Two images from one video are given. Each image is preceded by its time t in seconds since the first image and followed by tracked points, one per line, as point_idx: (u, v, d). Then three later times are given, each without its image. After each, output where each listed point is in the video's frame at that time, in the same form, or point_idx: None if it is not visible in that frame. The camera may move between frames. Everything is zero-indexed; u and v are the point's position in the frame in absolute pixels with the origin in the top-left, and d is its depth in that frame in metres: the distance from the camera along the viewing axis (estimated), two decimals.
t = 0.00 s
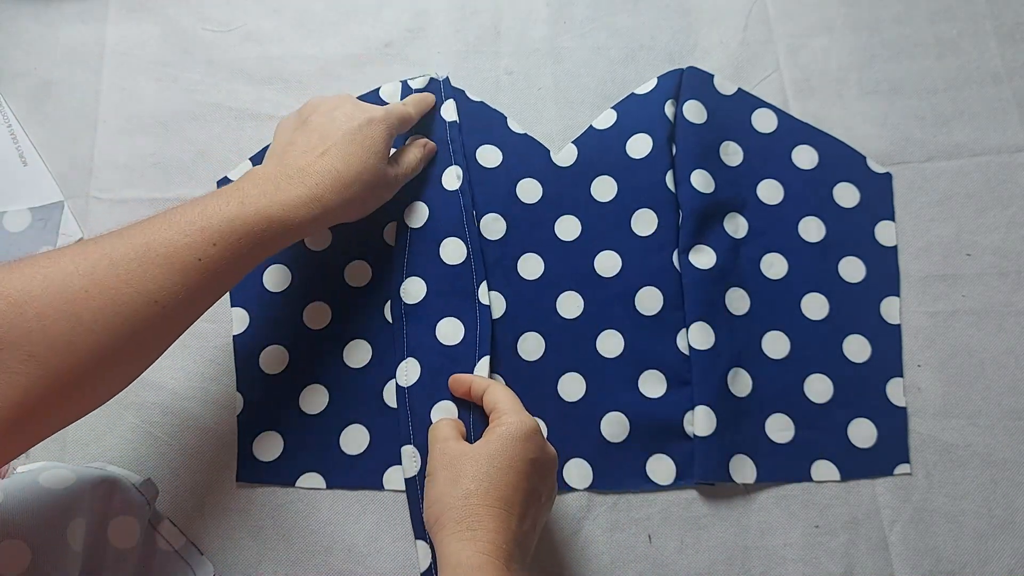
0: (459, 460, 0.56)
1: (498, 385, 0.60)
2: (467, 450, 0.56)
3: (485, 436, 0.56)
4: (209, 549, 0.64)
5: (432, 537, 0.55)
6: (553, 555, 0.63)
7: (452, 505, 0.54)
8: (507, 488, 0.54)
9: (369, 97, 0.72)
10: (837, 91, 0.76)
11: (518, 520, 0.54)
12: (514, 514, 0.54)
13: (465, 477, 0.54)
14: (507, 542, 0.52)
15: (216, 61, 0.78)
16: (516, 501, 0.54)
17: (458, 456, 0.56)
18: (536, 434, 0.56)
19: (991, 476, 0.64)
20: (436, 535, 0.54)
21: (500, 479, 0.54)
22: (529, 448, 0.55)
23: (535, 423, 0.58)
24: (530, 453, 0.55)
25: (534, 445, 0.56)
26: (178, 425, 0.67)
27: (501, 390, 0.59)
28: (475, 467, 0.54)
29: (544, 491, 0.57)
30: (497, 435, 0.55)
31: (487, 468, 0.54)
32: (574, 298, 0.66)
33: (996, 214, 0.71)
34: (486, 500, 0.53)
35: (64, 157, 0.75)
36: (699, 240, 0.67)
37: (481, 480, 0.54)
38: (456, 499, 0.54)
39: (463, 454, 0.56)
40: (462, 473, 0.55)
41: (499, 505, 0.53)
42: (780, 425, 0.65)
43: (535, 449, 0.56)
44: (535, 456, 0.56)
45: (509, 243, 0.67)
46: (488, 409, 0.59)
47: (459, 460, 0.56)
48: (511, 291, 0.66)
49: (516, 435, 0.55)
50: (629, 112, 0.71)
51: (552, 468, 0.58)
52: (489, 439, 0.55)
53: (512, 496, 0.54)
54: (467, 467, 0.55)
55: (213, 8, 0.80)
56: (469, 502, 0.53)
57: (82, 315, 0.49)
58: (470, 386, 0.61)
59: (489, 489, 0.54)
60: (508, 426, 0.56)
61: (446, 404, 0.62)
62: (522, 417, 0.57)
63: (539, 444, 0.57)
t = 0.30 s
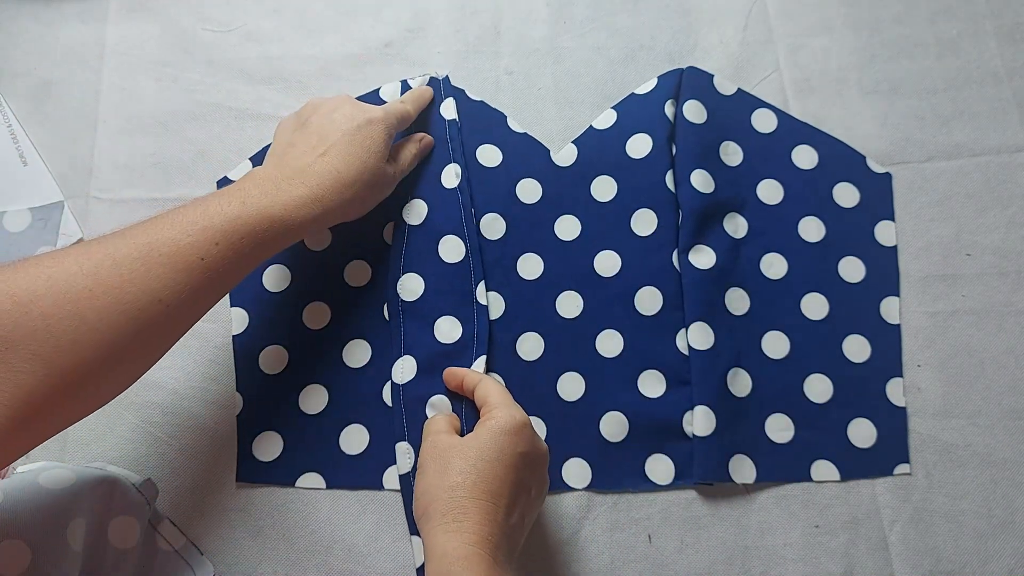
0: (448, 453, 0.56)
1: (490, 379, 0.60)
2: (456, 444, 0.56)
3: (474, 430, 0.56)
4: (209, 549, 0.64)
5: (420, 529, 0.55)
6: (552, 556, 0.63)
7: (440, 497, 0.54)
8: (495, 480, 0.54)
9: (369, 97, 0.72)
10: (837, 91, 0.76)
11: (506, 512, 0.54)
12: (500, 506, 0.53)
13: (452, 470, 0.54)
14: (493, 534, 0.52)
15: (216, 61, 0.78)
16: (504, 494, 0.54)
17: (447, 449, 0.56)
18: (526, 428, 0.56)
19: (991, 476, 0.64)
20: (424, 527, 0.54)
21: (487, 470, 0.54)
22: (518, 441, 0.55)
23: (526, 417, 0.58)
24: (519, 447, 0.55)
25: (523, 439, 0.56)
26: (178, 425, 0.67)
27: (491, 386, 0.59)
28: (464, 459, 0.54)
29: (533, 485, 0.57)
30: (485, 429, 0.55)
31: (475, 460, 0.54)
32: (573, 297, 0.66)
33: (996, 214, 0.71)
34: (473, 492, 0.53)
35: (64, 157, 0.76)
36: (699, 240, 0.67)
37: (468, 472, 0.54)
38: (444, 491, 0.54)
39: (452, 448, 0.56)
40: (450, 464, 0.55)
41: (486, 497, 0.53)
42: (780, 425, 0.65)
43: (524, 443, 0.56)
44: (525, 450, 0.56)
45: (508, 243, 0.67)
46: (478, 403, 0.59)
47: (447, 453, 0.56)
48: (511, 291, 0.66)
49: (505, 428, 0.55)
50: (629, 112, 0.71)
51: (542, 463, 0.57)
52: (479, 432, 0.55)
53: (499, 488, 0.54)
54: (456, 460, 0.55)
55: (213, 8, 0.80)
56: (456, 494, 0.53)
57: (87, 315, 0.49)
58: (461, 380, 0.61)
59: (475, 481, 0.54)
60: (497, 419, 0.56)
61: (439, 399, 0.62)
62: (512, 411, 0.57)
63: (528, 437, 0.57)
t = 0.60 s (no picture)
0: (445, 458, 0.56)
1: (485, 383, 0.60)
2: (452, 448, 0.57)
3: (471, 435, 0.57)
4: (209, 549, 0.64)
5: (418, 533, 0.55)
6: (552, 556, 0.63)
7: (437, 502, 0.54)
8: (494, 484, 0.54)
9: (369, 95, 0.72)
10: (837, 91, 0.76)
11: (503, 516, 0.54)
12: (498, 511, 0.54)
13: (450, 474, 0.55)
14: (491, 538, 0.52)
15: (216, 61, 0.78)
16: (502, 497, 0.54)
17: (444, 454, 0.56)
18: (522, 431, 0.57)
19: (991, 476, 0.64)
20: (422, 531, 0.54)
21: (485, 475, 0.54)
22: (514, 445, 0.56)
23: (522, 421, 0.58)
24: (516, 451, 0.56)
25: (520, 444, 0.56)
26: (179, 424, 0.67)
27: (487, 389, 0.59)
28: (461, 463, 0.55)
29: (531, 489, 0.57)
30: (482, 434, 0.56)
31: (472, 464, 0.55)
32: (573, 297, 0.66)
33: (996, 214, 0.71)
34: (469, 496, 0.53)
35: (64, 157, 0.76)
36: (699, 240, 0.67)
37: (465, 476, 0.54)
38: (442, 495, 0.54)
39: (449, 452, 0.56)
40: (448, 468, 0.55)
41: (484, 502, 0.53)
42: (780, 425, 0.65)
43: (521, 447, 0.56)
44: (522, 454, 0.56)
45: (508, 243, 0.67)
46: (474, 406, 0.60)
47: (444, 458, 0.56)
48: (511, 291, 0.66)
49: (502, 432, 0.56)
50: (628, 112, 0.71)
51: (540, 467, 0.58)
52: (477, 436, 0.56)
53: (497, 492, 0.54)
54: (453, 464, 0.55)
55: (213, 8, 0.80)
56: (453, 498, 0.54)
57: (81, 314, 0.49)
58: (456, 383, 0.61)
59: (472, 486, 0.54)
60: (494, 423, 0.56)
61: (435, 400, 0.62)
62: (509, 415, 0.57)
63: (525, 441, 0.57)
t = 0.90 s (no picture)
0: (446, 462, 0.56)
1: (485, 385, 0.60)
2: (453, 451, 0.56)
3: (472, 438, 0.56)
4: (209, 549, 0.64)
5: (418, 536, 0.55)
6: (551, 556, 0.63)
7: (438, 505, 0.54)
8: (495, 488, 0.54)
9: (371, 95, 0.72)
10: (837, 91, 0.76)
11: (504, 522, 0.54)
12: (498, 516, 0.54)
13: (451, 479, 0.55)
14: (492, 544, 0.52)
15: (216, 61, 0.78)
16: (502, 502, 0.54)
17: (445, 457, 0.56)
18: (524, 436, 0.57)
19: (991, 476, 0.64)
20: (422, 535, 0.54)
21: (486, 480, 0.54)
22: (515, 451, 0.56)
23: (522, 425, 0.58)
24: (517, 456, 0.56)
25: (521, 449, 0.56)
26: (178, 424, 0.67)
27: (487, 393, 0.59)
28: (463, 467, 0.55)
29: (531, 495, 0.57)
30: (484, 438, 0.56)
31: (473, 469, 0.55)
32: (573, 297, 0.66)
33: (996, 214, 0.71)
34: (470, 501, 0.53)
35: (64, 157, 0.76)
36: (699, 240, 0.67)
37: (466, 481, 0.54)
38: (443, 500, 0.54)
39: (450, 456, 0.56)
40: (449, 472, 0.55)
41: (485, 507, 0.53)
42: (780, 425, 0.65)
43: (522, 453, 0.56)
44: (523, 459, 0.56)
45: (508, 243, 0.67)
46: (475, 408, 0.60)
47: (445, 463, 0.56)
48: (511, 291, 0.66)
49: (503, 437, 0.56)
50: (629, 112, 0.71)
51: (540, 472, 0.58)
52: (478, 441, 0.56)
53: (497, 497, 0.54)
54: (454, 468, 0.55)
55: (214, 8, 0.80)
56: (454, 503, 0.53)
57: (80, 281, 0.47)
58: (457, 383, 0.61)
59: (474, 490, 0.54)
60: (495, 428, 0.56)
61: (435, 400, 0.62)
62: (510, 420, 0.57)
63: (526, 446, 0.57)
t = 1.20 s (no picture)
0: (452, 466, 0.56)
1: (489, 387, 0.60)
2: (459, 455, 0.56)
3: (479, 442, 0.56)
4: (209, 549, 0.64)
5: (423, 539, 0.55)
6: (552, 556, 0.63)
7: (446, 510, 0.54)
8: (501, 493, 0.54)
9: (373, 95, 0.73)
10: (837, 91, 0.76)
11: (510, 526, 0.54)
12: (505, 521, 0.54)
13: (458, 483, 0.54)
14: (499, 550, 0.52)
15: (216, 61, 0.78)
16: (509, 507, 0.54)
17: (452, 461, 0.56)
18: (529, 441, 0.57)
19: (991, 476, 0.64)
20: (428, 538, 0.54)
21: (494, 485, 0.54)
22: (522, 456, 0.56)
23: (527, 427, 0.58)
24: (522, 460, 0.56)
25: (527, 453, 0.56)
26: (178, 424, 0.67)
27: (492, 395, 0.59)
28: (470, 472, 0.55)
29: (534, 498, 0.57)
30: (490, 443, 0.56)
31: (480, 474, 0.54)
32: (573, 297, 0.66)
33: (996, 214, 0.71)
34: (478, 506, 0.53)
35: (64, 157, 0.76)
36: (699, 240, 0.67)
37: (474, 486, 0.54)
38: (450, 504, 0.54)
39: (456, 460, 0.56)
40: (455, 476, 0.55)
41: (492, 512, 0.53)
42: (780, 425, 0.65)
43: (528, 457, 0.56)
44: (528, 463, 0.56)
45: (508, 243, 0.67)
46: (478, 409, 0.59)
47: (451, 467, 0.56)
48: (511, 291, 0.66)
49: (510, 442, 0.56)
50: (629, 112, 0.71)
51: (543, 475, 0.58)
52: (484, 445, 0.56)
53: (503, 502, 0.54)
54: (461, 472, 0.55)
55: (214, 8, 0.80)
56: (462, 508, 0.53)
57: (85, 282, 0.47)
58: (462, 380, 0.61)
59: (482, 495, 0.54)
60: (501, 432, 0.56)
61: (438, 398, 0.62)
62: (516, 424, 0.57)
63: (531, 450, 0.57)
